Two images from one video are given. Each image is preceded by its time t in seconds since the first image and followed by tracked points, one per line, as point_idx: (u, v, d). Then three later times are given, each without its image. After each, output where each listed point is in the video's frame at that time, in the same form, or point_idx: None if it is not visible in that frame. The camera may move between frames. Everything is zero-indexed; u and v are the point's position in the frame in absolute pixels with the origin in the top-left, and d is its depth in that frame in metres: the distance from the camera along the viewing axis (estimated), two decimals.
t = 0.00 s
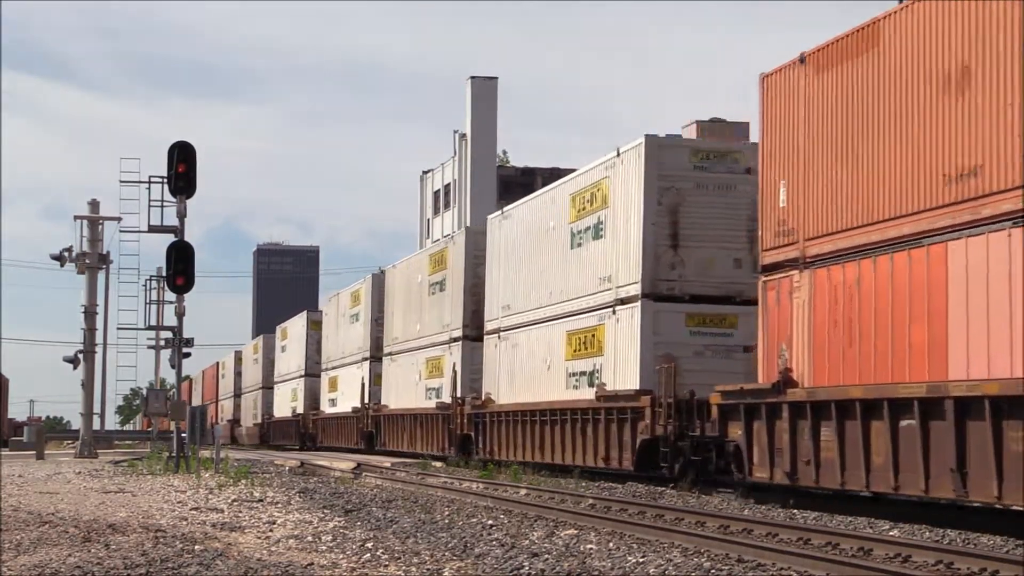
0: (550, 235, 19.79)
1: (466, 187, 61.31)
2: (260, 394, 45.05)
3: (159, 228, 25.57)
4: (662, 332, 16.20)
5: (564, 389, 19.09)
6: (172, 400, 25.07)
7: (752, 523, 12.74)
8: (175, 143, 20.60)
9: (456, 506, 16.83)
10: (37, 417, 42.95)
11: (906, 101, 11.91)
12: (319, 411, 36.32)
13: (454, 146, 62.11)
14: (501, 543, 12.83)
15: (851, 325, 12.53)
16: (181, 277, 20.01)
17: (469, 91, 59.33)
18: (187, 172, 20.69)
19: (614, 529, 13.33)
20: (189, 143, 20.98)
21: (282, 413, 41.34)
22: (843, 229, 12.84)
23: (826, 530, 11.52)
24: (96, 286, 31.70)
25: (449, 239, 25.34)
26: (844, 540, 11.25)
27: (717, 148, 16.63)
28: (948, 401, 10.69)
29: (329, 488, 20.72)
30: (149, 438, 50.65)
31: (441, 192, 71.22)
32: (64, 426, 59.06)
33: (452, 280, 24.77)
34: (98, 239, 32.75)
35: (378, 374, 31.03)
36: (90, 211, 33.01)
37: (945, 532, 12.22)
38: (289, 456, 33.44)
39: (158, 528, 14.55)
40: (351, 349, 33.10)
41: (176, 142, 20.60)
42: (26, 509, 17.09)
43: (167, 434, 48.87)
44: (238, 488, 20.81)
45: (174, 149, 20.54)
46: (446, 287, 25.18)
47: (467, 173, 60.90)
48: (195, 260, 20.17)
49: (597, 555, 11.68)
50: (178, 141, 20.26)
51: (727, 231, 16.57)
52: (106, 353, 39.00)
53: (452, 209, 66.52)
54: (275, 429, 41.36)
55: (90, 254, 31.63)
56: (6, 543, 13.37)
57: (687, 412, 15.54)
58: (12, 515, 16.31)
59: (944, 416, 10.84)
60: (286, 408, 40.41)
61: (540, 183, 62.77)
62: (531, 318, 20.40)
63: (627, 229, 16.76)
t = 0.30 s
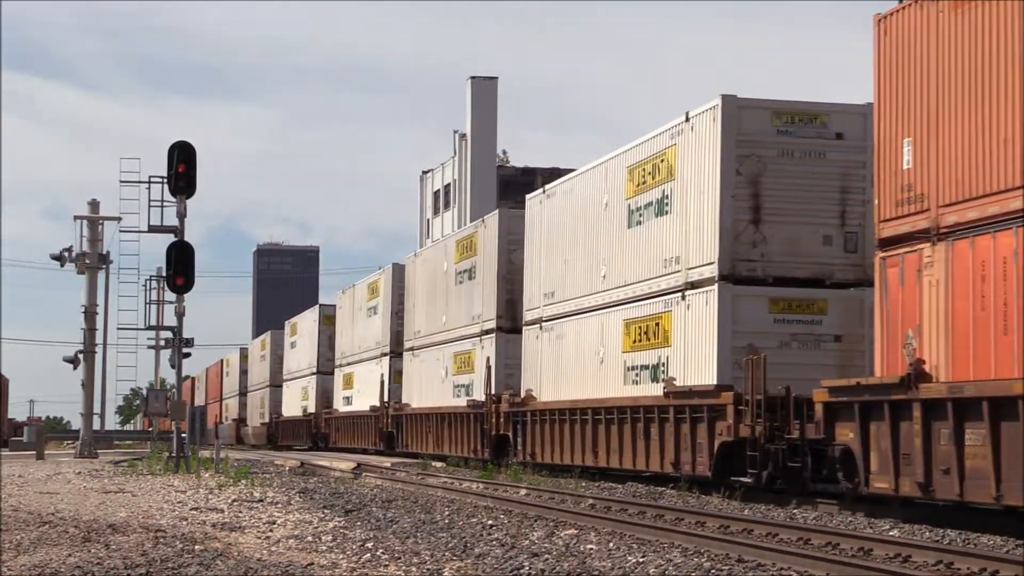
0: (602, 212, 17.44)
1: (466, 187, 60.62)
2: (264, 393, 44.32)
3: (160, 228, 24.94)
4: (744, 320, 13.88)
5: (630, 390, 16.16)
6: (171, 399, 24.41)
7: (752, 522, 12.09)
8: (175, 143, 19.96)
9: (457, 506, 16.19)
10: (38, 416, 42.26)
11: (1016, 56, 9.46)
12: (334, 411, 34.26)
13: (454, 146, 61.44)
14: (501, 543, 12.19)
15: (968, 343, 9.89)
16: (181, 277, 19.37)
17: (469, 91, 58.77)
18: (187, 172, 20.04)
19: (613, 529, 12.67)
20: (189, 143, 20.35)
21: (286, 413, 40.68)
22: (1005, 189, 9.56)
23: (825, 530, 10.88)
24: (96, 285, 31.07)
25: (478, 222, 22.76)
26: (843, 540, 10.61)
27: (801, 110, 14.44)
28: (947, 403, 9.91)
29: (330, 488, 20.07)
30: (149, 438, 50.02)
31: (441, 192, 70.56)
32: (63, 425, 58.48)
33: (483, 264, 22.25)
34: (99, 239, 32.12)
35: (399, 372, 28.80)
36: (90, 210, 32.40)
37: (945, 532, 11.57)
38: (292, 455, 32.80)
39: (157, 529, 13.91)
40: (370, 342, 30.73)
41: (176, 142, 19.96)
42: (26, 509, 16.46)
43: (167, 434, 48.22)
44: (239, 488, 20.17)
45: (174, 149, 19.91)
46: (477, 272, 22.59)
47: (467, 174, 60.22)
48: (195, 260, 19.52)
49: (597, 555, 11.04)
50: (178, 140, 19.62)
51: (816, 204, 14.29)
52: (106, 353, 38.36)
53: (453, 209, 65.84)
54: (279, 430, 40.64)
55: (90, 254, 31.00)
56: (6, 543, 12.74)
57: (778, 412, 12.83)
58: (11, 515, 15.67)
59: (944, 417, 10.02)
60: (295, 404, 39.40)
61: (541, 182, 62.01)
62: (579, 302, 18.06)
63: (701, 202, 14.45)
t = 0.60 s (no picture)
0: (666, 187, 15.50)
1: (466, 188, 58.59)
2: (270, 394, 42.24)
3: (159, 229, 22.98)
4: (847, 304, 11.92)
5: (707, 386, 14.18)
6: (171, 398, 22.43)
7: (754, 524, 10.99)
8: (174, 142, 18.00)
9: (456, 506, 14.28)
10: (37, 416, 40.11)
11: None
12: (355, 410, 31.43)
13: (454, 146, 59.45)
14: (500, 543, 10.60)
15: None
16: (181, 276, 17.42)
17: (469, 91, 56.83)
18: (187, 172, 18.11)
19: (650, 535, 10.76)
20: (189, 142, 18.41)
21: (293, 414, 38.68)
22: None
23: (827, 529, 10.00)
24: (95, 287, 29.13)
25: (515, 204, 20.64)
26: (845, 540, 9.76)
27: (912, 61, 12.46)
28: None
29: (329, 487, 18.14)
30: (146, 437, 48.05)
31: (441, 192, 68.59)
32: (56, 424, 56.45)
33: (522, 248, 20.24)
34: (98, 240, 30.18)
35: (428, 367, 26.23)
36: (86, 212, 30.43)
37: (944, 532, 10.46)
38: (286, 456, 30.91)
39: (157, 528, 11.96)
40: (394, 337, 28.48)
41: (175, 141, 18.00)
42: (26, 509, 14.52)
43: (166, 435, 46.21)
44: (238, 488, 18.22)
45: (173, 149, 17.95)
46: (517, 259, 20.51)
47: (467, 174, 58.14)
48: (197, 261, 17.59)
49: (637, 566, 9.21)
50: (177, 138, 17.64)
51: (927, 170, 12.33)
52: (105, 355, 36.41)
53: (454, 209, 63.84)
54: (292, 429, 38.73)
55: (90, 254, 29.04)
56: (1, 542, 10.78)
57: (909, 411, 10.70)
58: (10, 515, 13.72)
59: None
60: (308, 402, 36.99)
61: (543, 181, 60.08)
62: (635, 289, 16.17)
63: (796, 172, 12.55)
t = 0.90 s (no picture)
0: (700, 179, 15.90)
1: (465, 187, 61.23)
2: (267, 390, 43.74)
3: (159, 229, 25.57)
4: (995, 282, 10.91)
5: (720, 382, 15.09)
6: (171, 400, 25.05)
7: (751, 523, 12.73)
8: (175, 143, 20.58)
9: (456, 506, 16.84)
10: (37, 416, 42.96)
11: None
12: (367, 408, 31.93)
13: (454, 146, 62.05)
14: (501, 543, 12.83)
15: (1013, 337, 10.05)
16: (181, 276, 20.01)
17: (469, 91, 59.43)
18: (187, 172, 20.69)
19: (613, 529, 13.32)
20: (189, 143, 20.98)
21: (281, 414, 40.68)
22: None
23: (827, 531, 11.52)
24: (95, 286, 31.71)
25: (531, 199, 21.53)
26: (844, 541, 11.25)
27: None
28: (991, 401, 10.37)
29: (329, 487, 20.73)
30: (146, 437, 50.68)
31: (441, 192, 71.17)
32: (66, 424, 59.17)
33: (524, 254, 21.69)
34: (98, 240, 32.77)
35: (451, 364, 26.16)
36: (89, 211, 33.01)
37: (945, 532, 12.23)
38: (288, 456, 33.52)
39: (157, 528, 14.55)
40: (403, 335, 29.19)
41: (176, 142, 20.58)
42: (26, 509, 17.11)
43: (167, 435, 48.77)
44: (239, 488, 20.83)
45: (174, 149, 20.54)
46: (525, 261, 21.64)
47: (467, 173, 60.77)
48: (195, 261, 20.18)
49: (597, 555, 11.69)
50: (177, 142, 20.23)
51: None
52: (106, 355, 38.95)
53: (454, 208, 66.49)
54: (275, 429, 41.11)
55: (90, 254, 31.64)
56: (6, 543, 13.38)
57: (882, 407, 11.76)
58: (12, 515, 16.32)
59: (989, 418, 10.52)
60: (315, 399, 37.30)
61: (541, 182, 62.58)
62: (641, 287, 17.47)
63: (832, 166, 12.95)
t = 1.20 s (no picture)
0: (793, 143, 13.79)
1: (466, 186, 61.19)
2: (274, 388, 42.37)
3: (159, 228, 25.57)
4: None
5: (819, 377, 12.97)
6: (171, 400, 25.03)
7: (751, 523, 12.72)
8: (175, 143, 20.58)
9: (457, 506, 16.83)
10: (37, 416, 42.94)
11: None
12: (387, 405, 29.98)
13: (454, 146, 62.03)
14: (501, 543, 12.82)
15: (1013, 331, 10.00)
16: (181, 276, 20.01)
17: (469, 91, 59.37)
18: (187, 172, 20.68)
19: (614, 529, 13.31)
20: (189, 144, 20.99)
21: (291, 413, 39.08)
22: None
23: (827, 530, 11.52)
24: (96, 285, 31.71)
25: (579, 175, 19.48)
26: (843, 541, 11.25)
27: None
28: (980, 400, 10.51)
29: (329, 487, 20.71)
30: (146, 437, 50.66)
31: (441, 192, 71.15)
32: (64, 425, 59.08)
33: (570, 237, 19.64)
34: (98, 239, 32.76)
35: (482, 359, 24.22)
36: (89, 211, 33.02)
37: (945, 532, 12.22)
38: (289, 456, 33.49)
39: (157, 529, 14.53)
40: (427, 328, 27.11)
41: (176, 142, 20.59)
42: (26, 509, 17.10)
43: (167, 435, 48.72)
44: (238, 488, 20.81)
45: (174, 149, 20.53)
46: (572, 244, 19.53)
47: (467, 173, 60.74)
48: (195, 261, 20.17)
49: (597, 555, 11.69)
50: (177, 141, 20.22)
51: None
52: (106, 354, 38.94)
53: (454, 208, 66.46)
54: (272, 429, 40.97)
55: (90, 254, 31.65)
56: (6, 543, 13.37)
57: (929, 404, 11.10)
58: (12, 515, 16.30)
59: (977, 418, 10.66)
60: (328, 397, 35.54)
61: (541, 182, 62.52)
62: (720, 270, 15.36)
63: (970, 117, 10.96)
